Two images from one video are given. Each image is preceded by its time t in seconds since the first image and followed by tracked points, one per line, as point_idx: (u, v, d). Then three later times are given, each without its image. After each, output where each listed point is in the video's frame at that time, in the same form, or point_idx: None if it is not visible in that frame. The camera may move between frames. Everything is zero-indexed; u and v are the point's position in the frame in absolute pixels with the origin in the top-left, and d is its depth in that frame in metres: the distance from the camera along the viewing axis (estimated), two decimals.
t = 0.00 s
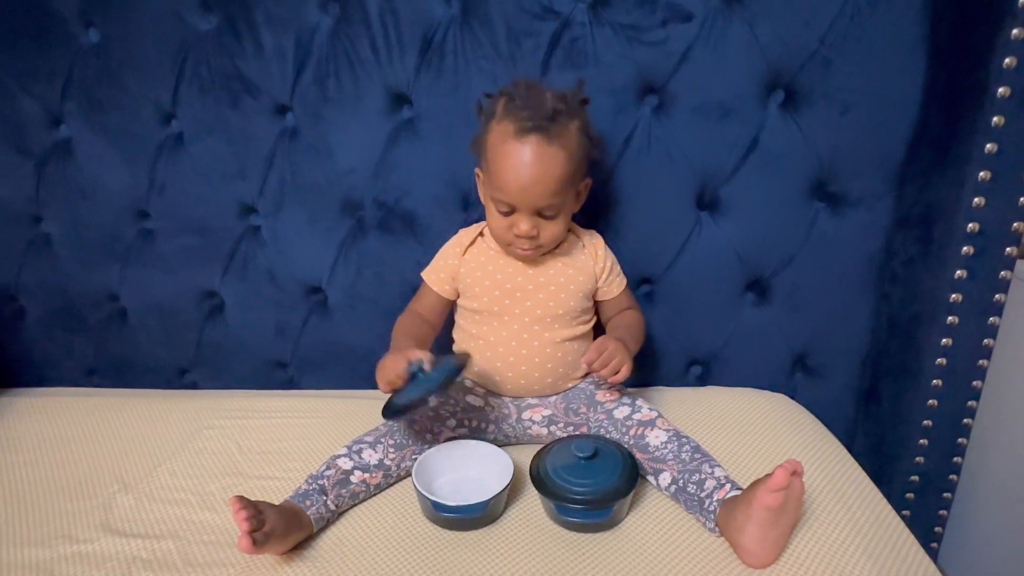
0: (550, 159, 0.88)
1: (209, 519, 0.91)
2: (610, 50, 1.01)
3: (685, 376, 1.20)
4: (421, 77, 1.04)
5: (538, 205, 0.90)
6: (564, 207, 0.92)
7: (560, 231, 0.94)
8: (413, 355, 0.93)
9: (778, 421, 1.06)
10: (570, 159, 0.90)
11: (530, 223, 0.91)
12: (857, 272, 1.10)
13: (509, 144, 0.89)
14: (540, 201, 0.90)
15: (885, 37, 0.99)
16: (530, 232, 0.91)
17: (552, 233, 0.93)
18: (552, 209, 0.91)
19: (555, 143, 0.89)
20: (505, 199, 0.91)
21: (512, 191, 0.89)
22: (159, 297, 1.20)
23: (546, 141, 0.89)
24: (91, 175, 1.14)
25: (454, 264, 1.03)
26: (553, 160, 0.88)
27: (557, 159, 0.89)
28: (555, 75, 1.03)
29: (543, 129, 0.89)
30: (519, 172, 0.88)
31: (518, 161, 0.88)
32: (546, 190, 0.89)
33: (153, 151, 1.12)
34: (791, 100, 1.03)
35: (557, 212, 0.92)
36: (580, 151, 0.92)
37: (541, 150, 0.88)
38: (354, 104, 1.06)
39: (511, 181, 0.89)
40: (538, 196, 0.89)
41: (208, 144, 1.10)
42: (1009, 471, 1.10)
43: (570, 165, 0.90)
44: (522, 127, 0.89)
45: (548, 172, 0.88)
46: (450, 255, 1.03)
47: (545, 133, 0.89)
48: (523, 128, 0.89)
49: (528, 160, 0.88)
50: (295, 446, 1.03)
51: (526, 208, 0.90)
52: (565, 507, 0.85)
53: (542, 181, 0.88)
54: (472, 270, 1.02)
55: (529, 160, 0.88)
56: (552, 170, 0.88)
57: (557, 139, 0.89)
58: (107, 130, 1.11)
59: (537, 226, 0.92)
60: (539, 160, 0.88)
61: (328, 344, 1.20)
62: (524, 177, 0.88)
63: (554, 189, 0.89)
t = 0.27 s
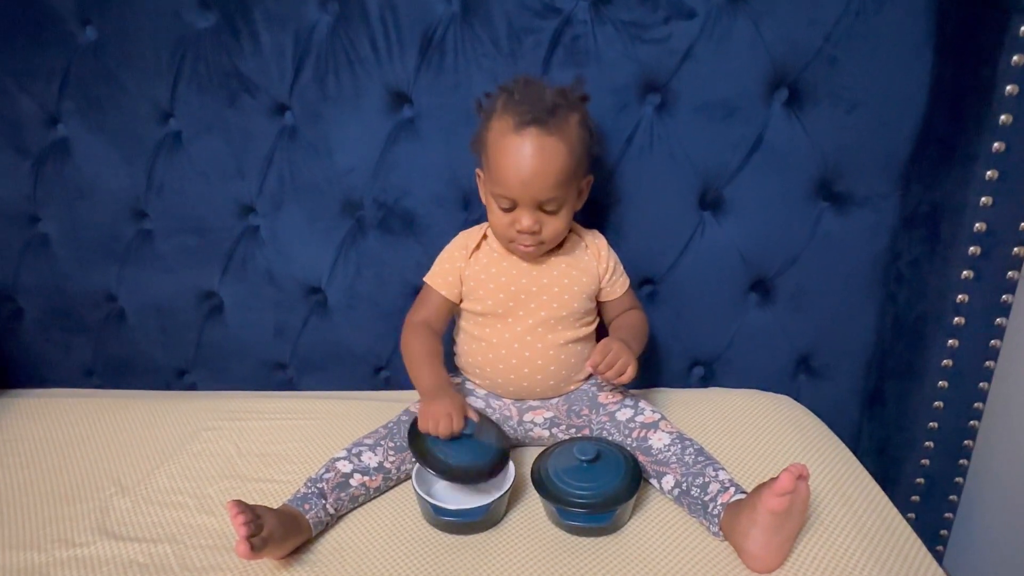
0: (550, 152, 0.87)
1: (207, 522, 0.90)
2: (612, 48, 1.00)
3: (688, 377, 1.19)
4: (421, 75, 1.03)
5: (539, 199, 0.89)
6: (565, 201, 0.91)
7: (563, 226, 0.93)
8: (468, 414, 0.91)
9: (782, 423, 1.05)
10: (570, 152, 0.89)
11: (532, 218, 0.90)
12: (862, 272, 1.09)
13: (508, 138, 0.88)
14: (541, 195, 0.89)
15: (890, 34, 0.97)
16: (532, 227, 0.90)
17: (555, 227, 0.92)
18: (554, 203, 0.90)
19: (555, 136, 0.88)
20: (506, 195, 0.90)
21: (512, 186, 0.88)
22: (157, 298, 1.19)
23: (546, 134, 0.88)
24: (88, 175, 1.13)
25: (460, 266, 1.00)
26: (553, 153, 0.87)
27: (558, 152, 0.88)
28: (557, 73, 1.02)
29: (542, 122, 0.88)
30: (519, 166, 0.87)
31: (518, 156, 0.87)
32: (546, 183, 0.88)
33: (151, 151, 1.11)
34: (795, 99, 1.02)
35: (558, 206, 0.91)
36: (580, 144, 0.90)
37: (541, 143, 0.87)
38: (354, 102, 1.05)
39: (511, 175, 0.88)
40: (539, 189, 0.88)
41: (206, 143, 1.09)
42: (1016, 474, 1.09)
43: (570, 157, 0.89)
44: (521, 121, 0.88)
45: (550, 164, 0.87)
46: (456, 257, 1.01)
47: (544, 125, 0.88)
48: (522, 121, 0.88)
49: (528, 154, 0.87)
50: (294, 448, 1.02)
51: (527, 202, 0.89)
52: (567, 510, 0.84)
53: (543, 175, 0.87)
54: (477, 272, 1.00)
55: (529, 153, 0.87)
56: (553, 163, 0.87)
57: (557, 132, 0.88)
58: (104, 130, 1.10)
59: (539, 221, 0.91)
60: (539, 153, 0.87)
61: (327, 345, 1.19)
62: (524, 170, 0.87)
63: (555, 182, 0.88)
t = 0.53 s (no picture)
0: (549, 151, 0.88)
1: (210, 521, 0.91)
2: (612, 50, 1.01)
3: (687, 378, 1.20)
4: (422, 78, 1.03)
5: (540, 198, 0.90)
6: (566, 201, 0.92)
7: (563, 225, 0.93)
8: (463, 427, 0.91)
9: (781, 423, 1.06)
10: (570, 151, 0.89)
11: (532, 219, 0.91)
12: (860, 273, 1.09)
13: (508, 138, 0.89)
14: (541, 194, 0.89)
15: (888, 36, 0.98)
16: (533, 227, 0.91)
17: (555, 227, 0.93)
18: (554, 203, 0.91)
19: (554, 135, 0.89)
20: (507, 195, 0.90)
21: (513, 186, 0.89)
22: (160, 299, 1.20)
23: (545, 134, 0.88)
24: (91, 176, 1.14)
25: (465, 267, 1.01)
26: (554, 153, 0.88)
27: (558, 152, 0.88)
28: (556, 75, 1.02)
29: (541, 122, 0.88)
30: (519, 166, 0.88)
31: (519, 156, 0.88)
32: (546, 183, 0.88)
33: (154, 153, 1.12)
34: (794, 100, 1.03)
35: (559, 206, 0.91)
36: (580, 144, 0.91)
37: (541, 143, 0.88)
38: (355, 105, 1.06)
39: (511, 175, 0.89)
40: (539, 189, 0.89)
41: (208, 145, 1.10)
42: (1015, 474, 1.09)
43: (570, 157, 0.89)
44: (521, 121, 0.89)
45: (550, 164, 0.88)
46: (460, 258, 1.01)
47: (544, 125, 0.88)
48: (522, 121, 0.89)
49: (528, 154, 0.88)
50: (297, 448, 1.03)
51: (528, 202, 0.90)
52: (567, 509, 0.85)
53: (543, 174, 0.88)
54: (481, 273, 1.00)
55: (528, 153, 0.88)
56: (552, 162, 0.88)
57: (556, 131, 0.89)
58: (107, 132, 1.11)
59: (540, 221, 0.91)
60: (539, 153, 0.88)
61: (329, 345, 1.20)
62: (524, 170, 0.88)
63: (555, 182, 0.89)
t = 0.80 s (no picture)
0: (547, 149, 0.88)
1: (210, 520, 0.91)
2: (611, 49, 1.01)
3: (687, 377, 1.20)
4: (422, 77, 1.04)
5: (538, 197, 0.90)
6: (565, 199, 0.92)
7: (562, 224, 0.93)
8: (463, 435, 0.91)
9: (780, 422, 1.06)
10: (568, 149, 0.90)
11: (531, 217, 0.91)
12: (859, 272, 1.10)
13: (507, 136, 0.89)
14: (539, 192, 0.89)
15: (886, 36, 0.98)
16: (532, 225, 0.91)
17: (554, 225, 0.93)
18: (553, 201, 0.91)
19: (553, 133, 0.89)
20: (505, 194, 0.90)
21: (511, 184, 0.89)
22: (160, 298, 1.20)
23: (544, 132, 0.88)
24: (91, 175, 1.14)
25: (466, 266, 1.00)
26: (553, 151, 0.88)
27: (556, 149, 0.89)
28: (556, 74, 1.02)
29: (539, 120, 0.89)
30: (518, 164, 0.88)
31: (517, 154, 0.88)
32: (545, 180, 0.89)
33: (154, 152, 1.12)
34: (793, 100, 1.03)
35: (558, 204, 0.91)
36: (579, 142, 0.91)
37: (539, 141, 0.88)
38: (355, 104, 1.06)
39: (510, 174, 0.89)
40: (537, 187, 0.89)
41: (208, 144, 1.10)
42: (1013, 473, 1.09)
43: (569, 155, 0.90)
44: (519, 119, 0.89)
45: (549, 162, 0.88)
46: (461, 257, 1.01)
47: (542, 123, 0.89)
48: (520, 120, 0.89)
49: (526, 152, 0.88)
50: (296, 447, 1.03)
51: (526, 200, 0.90)
52: (566, 508, 0.85)
53: (541, 172, 0.88)
54: (482, 273, 1.00)
55: (527, 151, 0.88)
56: (551, 160, 0.88)
57: (554, 129, 0.89)
58: (107, 131, 1.11)
59: (539, 219, 0.91)
60: (537, 150, 0.88)
61: (329, 344, 1.20)
62: (523, 168, 0.88)
63: (554, 180, 0.89)
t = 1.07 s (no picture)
0: (553, 145, 0.88)
1: (214, 519, 0.91)
2: (613, 49, 1.01)
3: (688, 376, 1.20)
4: (424, 77, 1.04)
5: (544, 192, 0.90)
6: (571, 195, 0.92)
7: (567, 222, 0.94)
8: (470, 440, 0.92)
9: (782, 422, 1.06)
10: (574, 145, 0.90)
11: (537, 213, 0.91)
12: (861, 271, 1.10)
13: (512, 132, 0.89)
14: (545, 187, 0.89)
15: (888, 36, 0.98)
16: (538, 221, 0.91)
17: (560, 222, 0.93)
18: (559, 196, 0.91)
19: (558, 129, 0.89)
20: (511, 189, 0.90)
21: (517, 179, 0.89)
22: (163, 297, 1.20)
23: (549, 128, 0.89)
24: (95, 175, 1.14)
25: (471, 266, 1.01)
26: (558, 146, 0.89)
27: (562, 145, 0.89)
28: (558, 74, 1.02)
29: (545, 116, 0.89)
30: (524, 159, 0.88)
31: (524, 150, 0.88)
32: (551, 175, 0.89)
33: (157, 152, 1.12)
34: (795, 99, 1.03)
35: (564, 200, 0.92)
36: (583, 139, 0.91)
37: (545, 136, 0.88)
38: (357, 104, 1.06)
39: (516, 169, 0.89)
40: (544, 182, 0.89)
41: (211, 144, 1.11)
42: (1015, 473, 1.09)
43: (575, 151, 0.90)
44: (525, 115, 0.89)
45: (555, 157, 0.88)
46: (466, 256, 1.01)
47: (547, 119, 0.89)
48: (525, 115, 0.89)
49: (532, 148, 0.88)
50: (299, 446, 1.03)
51: (532, 196, 0.90)
52: (569, 507, 0.85)
53: (547, 167, 0.88)
54: (487, 272, 1.01)
55: (533, 146, 0.88)
56: (557, 155, 0.88)
57: (560, 125, 0.89)
58: (110, 131, 1.12)
59: (545, 215, 0.91)
60: (543, 145, 0.88)
61: (332, 344, 1.20)
62: (529, 162, 0.88)
63: (560, 175, 0.89)
